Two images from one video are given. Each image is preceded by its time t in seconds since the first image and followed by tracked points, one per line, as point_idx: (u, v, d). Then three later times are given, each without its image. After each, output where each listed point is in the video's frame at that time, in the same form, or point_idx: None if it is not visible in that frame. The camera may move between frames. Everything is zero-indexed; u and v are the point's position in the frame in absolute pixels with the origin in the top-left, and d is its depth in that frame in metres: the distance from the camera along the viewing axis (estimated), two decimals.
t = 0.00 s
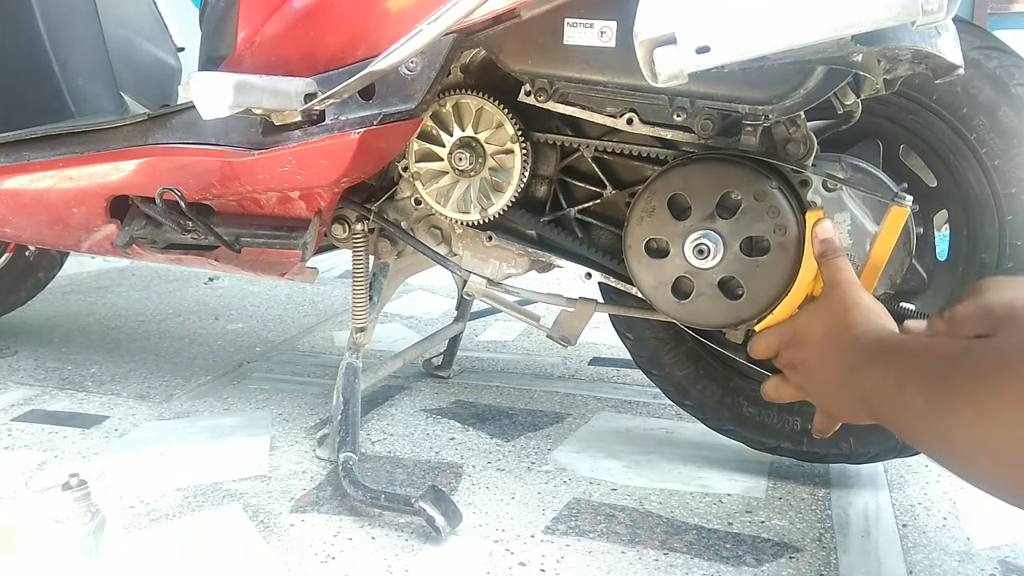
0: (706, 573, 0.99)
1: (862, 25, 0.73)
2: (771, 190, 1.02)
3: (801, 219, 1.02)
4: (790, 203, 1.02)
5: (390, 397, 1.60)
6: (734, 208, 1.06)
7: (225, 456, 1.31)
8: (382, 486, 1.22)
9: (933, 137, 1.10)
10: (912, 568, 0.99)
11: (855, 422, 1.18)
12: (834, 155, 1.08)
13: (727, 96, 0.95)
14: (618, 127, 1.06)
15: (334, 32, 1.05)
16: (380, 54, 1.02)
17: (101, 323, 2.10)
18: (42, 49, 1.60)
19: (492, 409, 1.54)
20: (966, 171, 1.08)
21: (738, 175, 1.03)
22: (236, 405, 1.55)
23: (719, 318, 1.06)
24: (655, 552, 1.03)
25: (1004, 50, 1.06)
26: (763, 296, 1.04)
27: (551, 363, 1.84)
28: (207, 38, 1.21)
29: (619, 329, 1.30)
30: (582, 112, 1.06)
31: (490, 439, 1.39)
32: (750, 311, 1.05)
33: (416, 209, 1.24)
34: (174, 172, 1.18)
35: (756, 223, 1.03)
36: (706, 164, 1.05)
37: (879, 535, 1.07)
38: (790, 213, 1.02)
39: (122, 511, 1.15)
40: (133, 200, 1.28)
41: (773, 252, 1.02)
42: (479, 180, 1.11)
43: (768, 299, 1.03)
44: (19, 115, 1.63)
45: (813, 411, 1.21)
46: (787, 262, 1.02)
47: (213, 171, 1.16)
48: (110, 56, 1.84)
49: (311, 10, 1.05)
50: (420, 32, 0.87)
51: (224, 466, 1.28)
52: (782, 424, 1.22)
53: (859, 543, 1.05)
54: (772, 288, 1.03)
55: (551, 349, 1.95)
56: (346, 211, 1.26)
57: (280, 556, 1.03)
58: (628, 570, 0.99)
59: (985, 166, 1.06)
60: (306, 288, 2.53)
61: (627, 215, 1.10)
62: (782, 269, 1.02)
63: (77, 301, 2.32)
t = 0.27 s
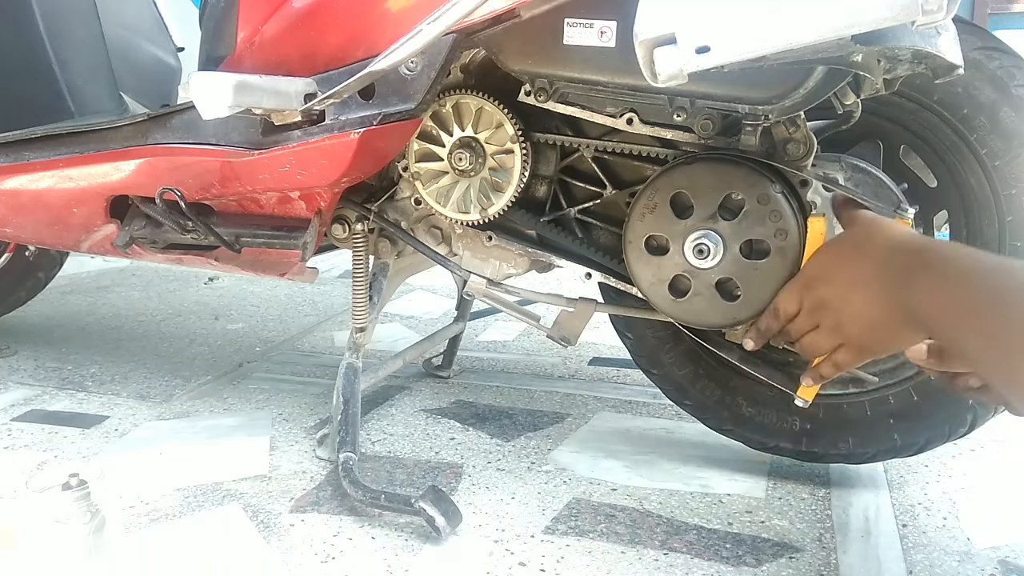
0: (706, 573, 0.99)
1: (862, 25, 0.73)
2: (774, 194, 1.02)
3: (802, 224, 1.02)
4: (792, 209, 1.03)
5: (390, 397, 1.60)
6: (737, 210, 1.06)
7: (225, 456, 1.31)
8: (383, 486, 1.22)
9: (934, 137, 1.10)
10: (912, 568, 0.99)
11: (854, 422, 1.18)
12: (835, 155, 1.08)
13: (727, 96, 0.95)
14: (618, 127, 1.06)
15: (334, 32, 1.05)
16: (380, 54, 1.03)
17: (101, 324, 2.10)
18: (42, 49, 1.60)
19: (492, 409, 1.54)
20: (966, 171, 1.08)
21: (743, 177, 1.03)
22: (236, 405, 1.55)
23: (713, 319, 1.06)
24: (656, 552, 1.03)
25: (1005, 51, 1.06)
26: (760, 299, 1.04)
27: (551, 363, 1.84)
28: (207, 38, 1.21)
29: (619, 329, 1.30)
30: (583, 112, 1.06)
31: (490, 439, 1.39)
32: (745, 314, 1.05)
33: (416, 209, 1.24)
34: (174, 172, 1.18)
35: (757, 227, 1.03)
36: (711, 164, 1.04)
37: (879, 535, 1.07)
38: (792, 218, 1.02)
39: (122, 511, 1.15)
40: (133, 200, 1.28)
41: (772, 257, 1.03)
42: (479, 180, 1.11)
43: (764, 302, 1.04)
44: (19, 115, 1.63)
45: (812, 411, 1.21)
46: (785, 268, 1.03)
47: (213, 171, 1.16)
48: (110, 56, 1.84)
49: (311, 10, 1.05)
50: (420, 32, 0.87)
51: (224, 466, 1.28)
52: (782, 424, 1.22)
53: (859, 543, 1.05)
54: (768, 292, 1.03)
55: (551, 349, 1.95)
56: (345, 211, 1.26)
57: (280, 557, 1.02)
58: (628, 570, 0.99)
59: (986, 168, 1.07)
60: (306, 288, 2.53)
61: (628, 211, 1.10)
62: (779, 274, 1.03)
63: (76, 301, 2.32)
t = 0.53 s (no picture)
0: (706, 573, 0.99)
1: (861, 25, 0.73)
2: (777, 196, 1.02)
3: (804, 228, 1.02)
4: (794, 213, 1.02)
5: (390, 397, 1.60)
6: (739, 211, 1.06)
7: (225, 456, 1.31)
8: (382, 486, 1.22)
9: (933, 137, 1.10)
10: (912, 568, 0.99)
11: (854, 422, 1.18)
12: (835, 155, 1.08)
13: (727, 95, 0.95)
14: (618, 127, 1.06)
15: (334, 32, 1.05)
16: (380, 54, 1.03)
17: (101, 323, 2.10)
18: (42, 49, 1.60)
19: (492, 409, 1.54)
20: (967, 172, 1.08)
21: (746, 178, 1.03)
22: (236, 405, 1.55)
23: (710, 319, 1.06)
24: (656, 552, 1.03)
25: (1005, 51, 1.06)
26: (757, 302, 1.04)
27: (550, 363, 1.84)
28: (207, 38, 1.21)
29: (619, 329, 1.30)
30: (582, 112, 1.06)
31: (490, 439, 1.39)
32: (741, 316, 1.05)
33: (416, 209, 1.24)
34: (174, 172, 1.18)
35: (758, 229, 1.03)
36: (715, 164, 1.04)
37: (878, 535, 1.07)
38: (793, 222, 1.02)
39: (122, 511, 1.15)
40: (133, 200, 1.28)
41: (772, 261, 1.02)
42: (479, 180, 1.11)
43: (761, 305, 1.04)
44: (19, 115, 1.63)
45: (812, 410, 1.21)
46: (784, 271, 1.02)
47: (213, 171, 1.16)
48: (110, 57, 1.84)
49: (311, 10, 1.05)
50: (420, 32, 0.87)
51: (224, 466, 1.28)
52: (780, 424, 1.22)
53: (859, 543, 1.05)
54: (766, 295, 1.03)
55: (550, 349, 1.95)
56: (345, 211, 1.26)
57: (280, 557, 1.02)
58: (628, 570, 0.99)
59: (986, 168, 1.07)
60: (306, 288, 2.53)
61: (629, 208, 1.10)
62: (777, 278, 1.02)
63: (76, 301, 2.32)
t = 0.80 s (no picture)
0: (706, 573, 0.99)
1: (861, 25, 0.73)
2: (780, 201, 1.02)
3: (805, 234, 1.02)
4: (796, 218, 1.02)
5: (390, 397, 1.60)
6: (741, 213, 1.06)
7: (225, 456, 1.31)
8: (383, 486, 1.22)
9: (933, 138, 1.10)
10: (912, 568, 0.99)
11: (853, 422, 1.18)
12: (835, 155, 1.08)
13: (727, 96, 0.95)
14: (618, 127, 1.06)
15: (334, 32, 1.05)
16: (380, 54, 1.03)
17: (101, 323, 2.10)
18: (42, 49, 1.60)
19: (492, 409, 1.54)
20: (967, 173, 1.08)
21: (751, 181, 1.03)
22: (236, 405, 1.55)
23: (705, 319, 1.07)
24: (656, 552, 1.03)
25: (1006, 53, 1.06)
26: (753, 305, 1.04)
27: (550, 363, 1.84)
28: (207, 38, 1.21)
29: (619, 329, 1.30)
30: (583, 112, 1.06)
31: (490, 439, 1.39)
32: (736, 318, 1.05)
33: (416, 209, 1.24)
34: (174, 172, 1.18)
35: (759, 232, 1.03)
36: (721, 165, 1.04)
37: (878, 535, 1.07)
38: (795, 228, 1.02)
39: (122, 511, 1.15)
40: (133, 200, 1.28)
41: (771, 265, 1.02)
42: (479, 180, 1.11)
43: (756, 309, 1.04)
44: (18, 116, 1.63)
45: (811, 410, 1.21)
46: (783, 276, 1.02)
47: (213, 171, 1.16)
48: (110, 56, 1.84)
49: (312, 10, 1.05)
50: (420, 32, 0.87)
51: (224, 466, 1.28)
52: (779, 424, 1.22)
53: (859, 543, 1.05)
54: (763, 299, 1.03)
55: (550, 349, 1.95)
56: (345, 211, 1.26)
57: (280, 557, 1.02)
58: (628, 570, 0.99)
59: (987, 170, 1.07)
60: (306, 288, 2.53)
61: (631, 205, 1.10)
62: (775, 283, 1.02)
63: (76, 301, 2.32)
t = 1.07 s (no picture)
0: (706, 573, 0.99)
1: (861, 25, 0.73)
2: (782, 203, 1.01)
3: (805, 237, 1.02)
4: (797, 221, 1.02)
5: (390, 397, 1.60)
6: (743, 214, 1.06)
7: (225, 456, 1.31)
8: (382, 486, 1.21)
9: (934, 138, 1.10)
10: (912, 568, 0.99)
11: (852, 422, 1.18)
12: (835, 155, 1.08)
13: (727, 96, 0.95)
14: (618, 127, 1.06)
15: (334, 32, 1.05)
16: (380, 54, 1.03)
17: (101, 323, 2.10)
18: (42, 49, 1.60)
19: (492, 409, 1.54)
20: (967, 173, 1.08)
21: (754, 182, 1.02)
22: (236, 405, 1.55)
23: (702, 319, 1.07)
24: (656, 552, 1.03)
25: (1007, 53, 1.06)
26: (751, 307, 1.04)
27: (550, 363, 1.84)
28: (207, 38, 1.21)
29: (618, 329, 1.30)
30: (582, 112, 1.05)
31: (490, 439, 1.39)
32: (733, 318, 1.05)
33: (416, 209, 1.24)
34: (174, 172, 1.18)
35: (760, 234, 1.03)
36: (724, 165, 1.04)
37: (879, 535, 1.07)
38: (796, 230, 1.02)
39: (122, 511, 1.15)
40: (133, 200, 1.28)
41: (771, 267, 1.02)
42: (479, 180, 1.11)
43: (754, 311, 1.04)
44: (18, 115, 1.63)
45: (811, 410, 1.21)
46: (782, 278, 1.02)
47: (213, 171, 1.16)
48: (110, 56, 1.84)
49: (312, 10, 1.05)
50: (420, 32, 0.87)
51: (224, 466, 1.28)
52: (778, 424, 1.22)
53: (859, 543, 1.05)
54: (761, 300, 1.03)
55: (550, 349, 1.95)
56: (345, 211, 1.26)
57: (280, 557, 1.02)
58: (628, 570, 0.99)
59: (987, 170, 1.06)
60: (306, 288, 2.53)
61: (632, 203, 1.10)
62: (774, 285, 1.02)
63: (76, 301, 2.32)
